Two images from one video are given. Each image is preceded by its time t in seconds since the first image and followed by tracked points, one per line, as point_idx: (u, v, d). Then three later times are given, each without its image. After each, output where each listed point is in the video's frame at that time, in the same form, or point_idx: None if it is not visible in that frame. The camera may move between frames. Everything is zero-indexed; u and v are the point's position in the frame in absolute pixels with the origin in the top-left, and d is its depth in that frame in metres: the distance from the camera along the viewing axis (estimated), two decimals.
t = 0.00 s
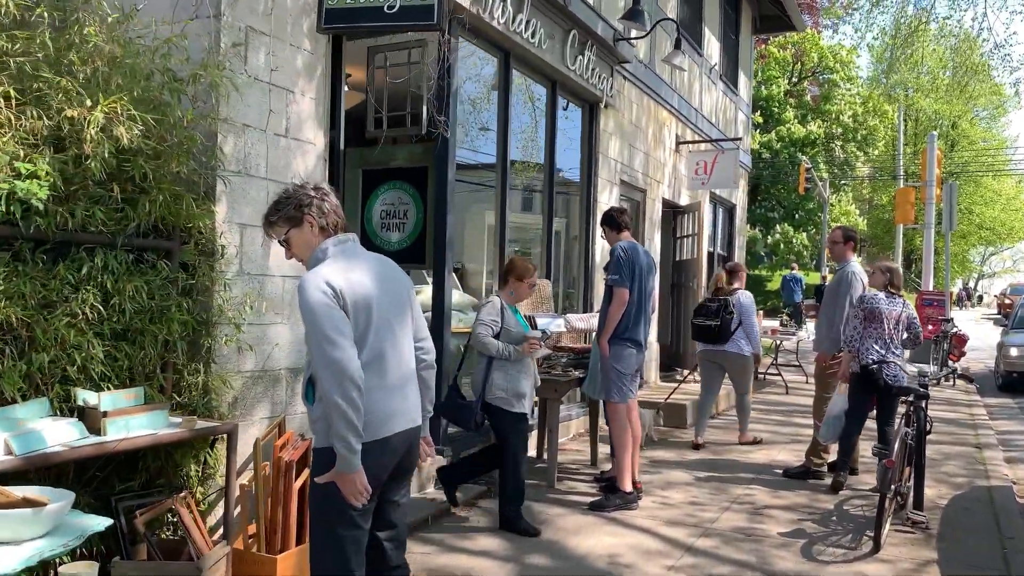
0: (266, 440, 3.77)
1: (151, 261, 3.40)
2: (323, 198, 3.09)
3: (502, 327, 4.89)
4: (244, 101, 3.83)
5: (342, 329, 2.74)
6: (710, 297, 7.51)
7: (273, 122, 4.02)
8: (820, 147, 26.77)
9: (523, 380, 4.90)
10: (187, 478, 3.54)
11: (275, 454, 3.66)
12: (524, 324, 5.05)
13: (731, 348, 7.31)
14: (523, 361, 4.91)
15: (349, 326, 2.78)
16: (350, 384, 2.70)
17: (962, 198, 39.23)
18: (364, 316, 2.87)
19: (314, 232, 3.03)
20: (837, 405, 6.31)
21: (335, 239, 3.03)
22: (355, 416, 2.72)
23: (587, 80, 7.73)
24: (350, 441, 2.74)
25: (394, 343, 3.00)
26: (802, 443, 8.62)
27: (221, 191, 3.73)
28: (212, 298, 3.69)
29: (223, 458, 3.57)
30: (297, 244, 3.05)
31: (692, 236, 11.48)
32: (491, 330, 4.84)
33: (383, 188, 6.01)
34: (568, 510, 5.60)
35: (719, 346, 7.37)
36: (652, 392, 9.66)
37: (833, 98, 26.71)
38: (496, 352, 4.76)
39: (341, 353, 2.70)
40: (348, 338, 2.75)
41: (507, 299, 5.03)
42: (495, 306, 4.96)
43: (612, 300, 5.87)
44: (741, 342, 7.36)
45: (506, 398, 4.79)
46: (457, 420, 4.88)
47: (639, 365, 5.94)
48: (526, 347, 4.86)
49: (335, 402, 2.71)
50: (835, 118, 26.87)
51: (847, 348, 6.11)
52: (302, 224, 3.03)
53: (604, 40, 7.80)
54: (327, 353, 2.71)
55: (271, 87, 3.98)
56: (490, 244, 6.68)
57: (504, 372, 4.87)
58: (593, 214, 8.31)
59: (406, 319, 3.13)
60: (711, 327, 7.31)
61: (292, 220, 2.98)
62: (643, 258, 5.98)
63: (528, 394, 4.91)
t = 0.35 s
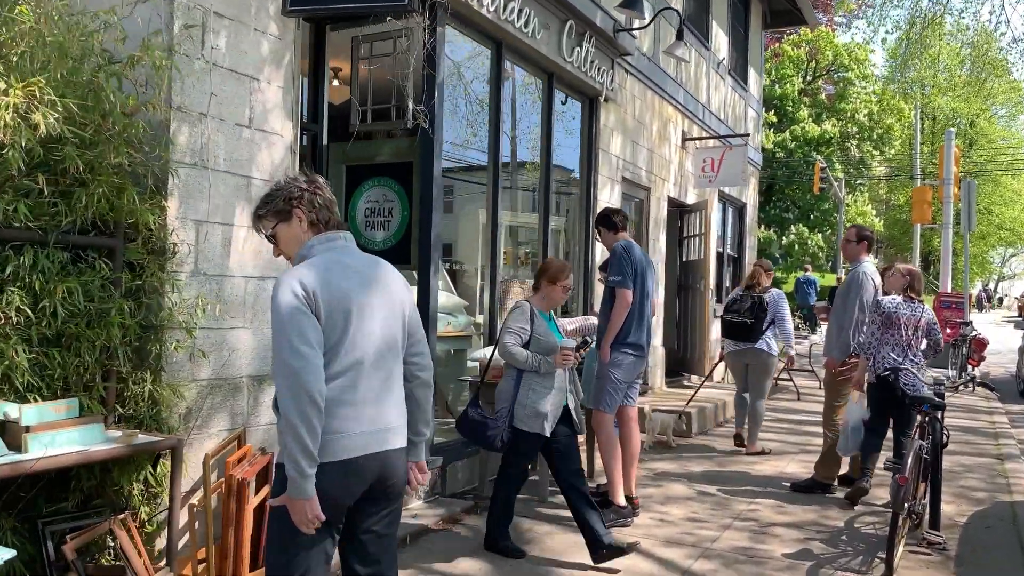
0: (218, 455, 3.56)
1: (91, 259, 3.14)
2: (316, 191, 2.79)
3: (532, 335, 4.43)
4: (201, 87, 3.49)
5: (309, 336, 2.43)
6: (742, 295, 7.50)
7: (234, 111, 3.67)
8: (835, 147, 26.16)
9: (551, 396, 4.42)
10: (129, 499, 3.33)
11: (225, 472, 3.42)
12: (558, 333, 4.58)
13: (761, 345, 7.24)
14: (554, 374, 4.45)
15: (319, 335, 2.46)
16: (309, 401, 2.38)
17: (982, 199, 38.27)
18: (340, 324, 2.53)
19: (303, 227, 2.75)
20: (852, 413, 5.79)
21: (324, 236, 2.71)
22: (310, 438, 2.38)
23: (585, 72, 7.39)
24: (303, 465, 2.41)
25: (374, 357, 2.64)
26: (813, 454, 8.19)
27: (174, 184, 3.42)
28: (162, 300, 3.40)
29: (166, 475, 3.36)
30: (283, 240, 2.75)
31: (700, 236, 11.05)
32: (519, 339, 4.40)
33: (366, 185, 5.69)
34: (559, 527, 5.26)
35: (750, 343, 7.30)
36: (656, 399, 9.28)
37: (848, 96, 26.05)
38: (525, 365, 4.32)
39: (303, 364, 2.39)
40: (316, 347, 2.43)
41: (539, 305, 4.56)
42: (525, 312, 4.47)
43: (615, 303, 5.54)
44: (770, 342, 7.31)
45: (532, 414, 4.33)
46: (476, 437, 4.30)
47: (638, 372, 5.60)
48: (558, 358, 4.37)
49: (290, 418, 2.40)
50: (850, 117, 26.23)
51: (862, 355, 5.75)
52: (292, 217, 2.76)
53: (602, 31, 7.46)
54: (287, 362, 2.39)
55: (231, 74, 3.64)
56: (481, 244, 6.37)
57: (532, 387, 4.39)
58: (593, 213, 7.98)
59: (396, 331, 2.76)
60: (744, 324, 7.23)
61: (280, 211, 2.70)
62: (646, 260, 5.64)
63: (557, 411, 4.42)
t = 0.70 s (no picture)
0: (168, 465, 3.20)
1: (21, 256, 2.91)
2: (300, 183, 2.47)
3: (572, 338, 3.89)
4: (150, 70, 3.28)
5: (270, 328, 2.10)
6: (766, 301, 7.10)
7: (188, 96, 3.45)
8: (858, 143, 25.33)
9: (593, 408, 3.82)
10: (70, 513, 3.05)
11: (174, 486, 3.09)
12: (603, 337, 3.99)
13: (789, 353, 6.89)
14: (598, 383, 3.85)
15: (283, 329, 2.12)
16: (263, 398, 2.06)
17: (1014, 198, 36.89)
18: (309, 319, 2.19)
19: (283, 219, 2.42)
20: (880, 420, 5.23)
21: (303, 230, 2.36)
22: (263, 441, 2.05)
23: (584, 58, 7.06)
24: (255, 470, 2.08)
25: (348, 363, 2.27)
26: (826, 464, 7.75)
27: (120, 175, 3.19)
28: (106, 300, 3.13)
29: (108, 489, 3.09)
30: (261, 235, 2.43)
31: (711, 234, 10.55)
32: (557, 343, 3.86)
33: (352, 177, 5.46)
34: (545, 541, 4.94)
35: (776, 351, 6.93)
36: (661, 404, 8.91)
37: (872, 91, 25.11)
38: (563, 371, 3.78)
39: (257, 354, 2.06)
40: (277, 342, 2.10)
41: (580, 305, 4.02)
42: (564, 312, 3.95)
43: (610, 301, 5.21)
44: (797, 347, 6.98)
45: (571, 430, 3.75)
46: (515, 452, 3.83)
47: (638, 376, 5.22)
48: (599, 364, 3.74)
49: (242, 414, 2.07)
50: (874, 113, 25.37)
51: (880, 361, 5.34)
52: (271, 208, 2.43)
53: (603, 15, 7.13)
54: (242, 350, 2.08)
55: (184, 56, 3.43)
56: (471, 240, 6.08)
57: (573, 398, 3.82)
58: (593, 209, 7.65)
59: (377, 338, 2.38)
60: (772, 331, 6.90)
61: (259, 203, 2.38)
62: (643, 257, 5.30)
63: (600, 425, 3.81)
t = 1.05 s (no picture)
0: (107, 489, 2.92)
1: None
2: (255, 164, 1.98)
3: (596, 348, 3.51)
4: (96, 53, 3.03)
5: (186, 320, 1.63)
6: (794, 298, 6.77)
7: (140, 81, 3.19)
8: (880, 142, 24.58)
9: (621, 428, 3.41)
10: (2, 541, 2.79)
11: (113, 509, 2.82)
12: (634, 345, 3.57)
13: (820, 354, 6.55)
14: (627, 398, 3.45)
15: (202, 323, 1.65)
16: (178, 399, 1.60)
17: None
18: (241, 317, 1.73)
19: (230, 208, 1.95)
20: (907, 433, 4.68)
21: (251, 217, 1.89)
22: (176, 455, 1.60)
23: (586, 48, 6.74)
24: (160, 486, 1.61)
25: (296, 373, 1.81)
26: (846, 477, 7.30)
27: (62, 168, 2.93)
28: (46, 305, 2.89)
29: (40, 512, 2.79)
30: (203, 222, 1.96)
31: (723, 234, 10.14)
32: (578, 353, 3.50)
33: (333, 175, 5.19)
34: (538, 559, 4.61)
35: (806, 351, 6.63)
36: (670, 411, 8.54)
37: (896, 88, 24.25)
38: (587, 385, 3.39)
39: (173, 344, 1.60)
40: (193, 340, 1.62)
41: (607, 309, 3.61)
42: (586, 319, 3.56)
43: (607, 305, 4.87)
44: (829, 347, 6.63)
45: (596, 453, 3.35)
46: (535, 475, 3.48)
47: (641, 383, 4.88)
48: (623, 374, 3.35)
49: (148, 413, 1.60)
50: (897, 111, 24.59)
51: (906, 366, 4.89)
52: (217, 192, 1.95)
53: (606, 3, 6.80)
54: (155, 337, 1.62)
55: (137, 38, 3.17)
56: (464, 239, 5.79)
57: (597, 416, 3.43)
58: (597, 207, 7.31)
59: (327, 347, 1.89)
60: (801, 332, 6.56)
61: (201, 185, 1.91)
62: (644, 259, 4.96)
63: (631, 450, 3.40)
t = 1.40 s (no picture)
0: None
1: None
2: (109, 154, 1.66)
3: (583, 371, 3.19)
4: None
5: None
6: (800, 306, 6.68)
7: (35, 69, 2.89)
8: (869, 148, 24.49)
9: (616, 458, 3.09)
10: None
11: None
12: (628, 365, 3.23)
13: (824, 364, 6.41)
14: (620, 423, 3.13)
15: (11, 347, 1.37)
16: None
17: None
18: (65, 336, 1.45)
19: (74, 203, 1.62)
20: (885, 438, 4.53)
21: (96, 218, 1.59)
22: None
23: (559, 47, 6.49)
24: None
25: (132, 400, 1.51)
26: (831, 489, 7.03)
27: None
28: None
29: None
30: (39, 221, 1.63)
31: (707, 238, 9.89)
32: (563, 379, 3.19)
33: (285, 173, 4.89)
34: None
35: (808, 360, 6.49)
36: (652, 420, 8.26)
37: (884, 96, 24.23)
38: (567, 413, 3.09)
39: None
40: None
41: (596, 324, 3.28)
42: (571, 338, 3.23)
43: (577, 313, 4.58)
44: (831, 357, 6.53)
45: (588, 486, 3.04)
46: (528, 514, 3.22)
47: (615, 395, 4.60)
48: (606, 403, 2.94)
49: None
50: (886, 117, 24.53)
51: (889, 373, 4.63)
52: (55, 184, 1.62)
53: None
54: None
55: (31, 22, 2.87)
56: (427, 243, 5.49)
57: (588, 445, 3.12)
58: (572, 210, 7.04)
59: (184, 374, 1.59)
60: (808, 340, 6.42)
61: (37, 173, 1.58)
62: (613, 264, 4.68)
63: (629, 481, 3.08)
